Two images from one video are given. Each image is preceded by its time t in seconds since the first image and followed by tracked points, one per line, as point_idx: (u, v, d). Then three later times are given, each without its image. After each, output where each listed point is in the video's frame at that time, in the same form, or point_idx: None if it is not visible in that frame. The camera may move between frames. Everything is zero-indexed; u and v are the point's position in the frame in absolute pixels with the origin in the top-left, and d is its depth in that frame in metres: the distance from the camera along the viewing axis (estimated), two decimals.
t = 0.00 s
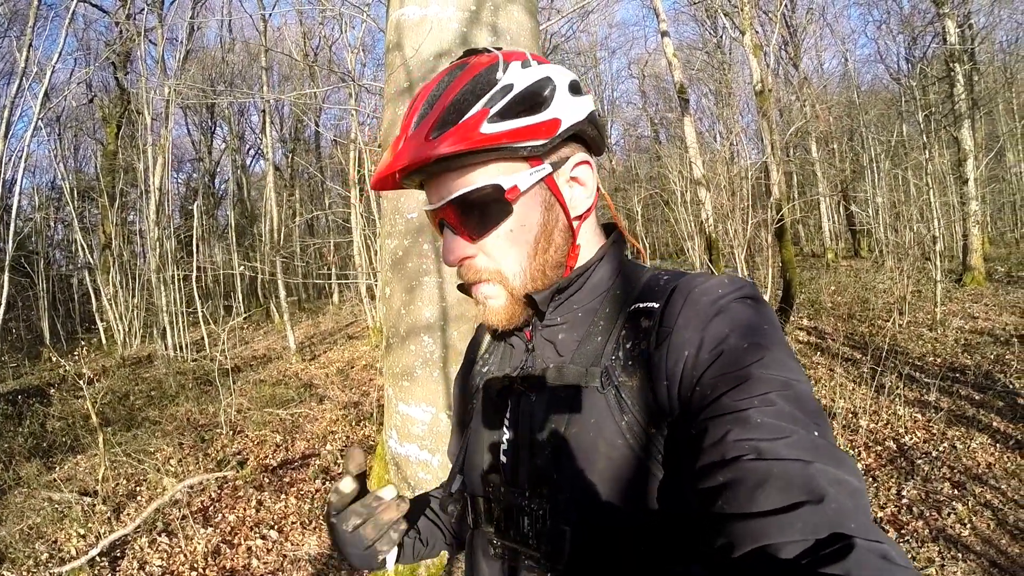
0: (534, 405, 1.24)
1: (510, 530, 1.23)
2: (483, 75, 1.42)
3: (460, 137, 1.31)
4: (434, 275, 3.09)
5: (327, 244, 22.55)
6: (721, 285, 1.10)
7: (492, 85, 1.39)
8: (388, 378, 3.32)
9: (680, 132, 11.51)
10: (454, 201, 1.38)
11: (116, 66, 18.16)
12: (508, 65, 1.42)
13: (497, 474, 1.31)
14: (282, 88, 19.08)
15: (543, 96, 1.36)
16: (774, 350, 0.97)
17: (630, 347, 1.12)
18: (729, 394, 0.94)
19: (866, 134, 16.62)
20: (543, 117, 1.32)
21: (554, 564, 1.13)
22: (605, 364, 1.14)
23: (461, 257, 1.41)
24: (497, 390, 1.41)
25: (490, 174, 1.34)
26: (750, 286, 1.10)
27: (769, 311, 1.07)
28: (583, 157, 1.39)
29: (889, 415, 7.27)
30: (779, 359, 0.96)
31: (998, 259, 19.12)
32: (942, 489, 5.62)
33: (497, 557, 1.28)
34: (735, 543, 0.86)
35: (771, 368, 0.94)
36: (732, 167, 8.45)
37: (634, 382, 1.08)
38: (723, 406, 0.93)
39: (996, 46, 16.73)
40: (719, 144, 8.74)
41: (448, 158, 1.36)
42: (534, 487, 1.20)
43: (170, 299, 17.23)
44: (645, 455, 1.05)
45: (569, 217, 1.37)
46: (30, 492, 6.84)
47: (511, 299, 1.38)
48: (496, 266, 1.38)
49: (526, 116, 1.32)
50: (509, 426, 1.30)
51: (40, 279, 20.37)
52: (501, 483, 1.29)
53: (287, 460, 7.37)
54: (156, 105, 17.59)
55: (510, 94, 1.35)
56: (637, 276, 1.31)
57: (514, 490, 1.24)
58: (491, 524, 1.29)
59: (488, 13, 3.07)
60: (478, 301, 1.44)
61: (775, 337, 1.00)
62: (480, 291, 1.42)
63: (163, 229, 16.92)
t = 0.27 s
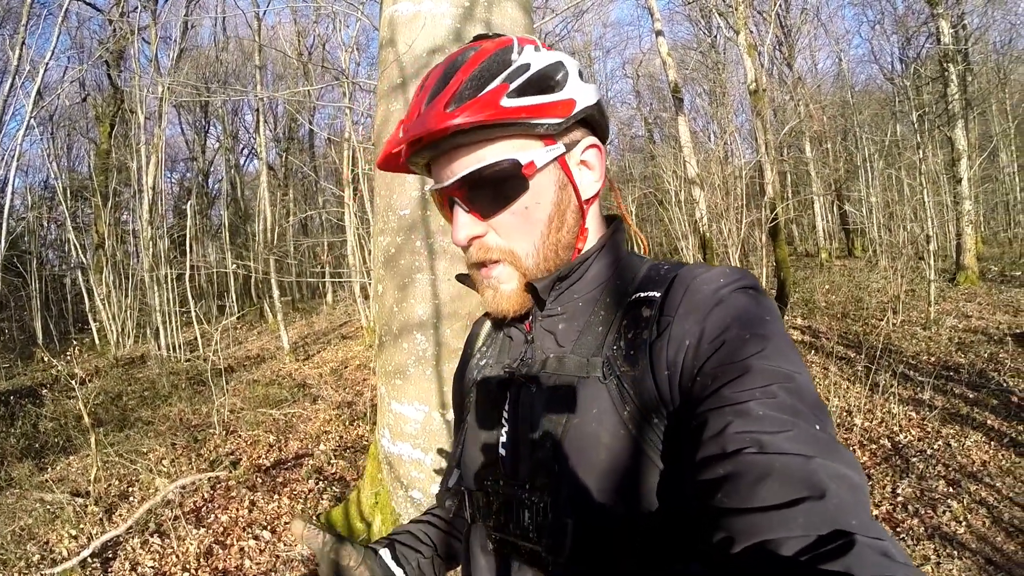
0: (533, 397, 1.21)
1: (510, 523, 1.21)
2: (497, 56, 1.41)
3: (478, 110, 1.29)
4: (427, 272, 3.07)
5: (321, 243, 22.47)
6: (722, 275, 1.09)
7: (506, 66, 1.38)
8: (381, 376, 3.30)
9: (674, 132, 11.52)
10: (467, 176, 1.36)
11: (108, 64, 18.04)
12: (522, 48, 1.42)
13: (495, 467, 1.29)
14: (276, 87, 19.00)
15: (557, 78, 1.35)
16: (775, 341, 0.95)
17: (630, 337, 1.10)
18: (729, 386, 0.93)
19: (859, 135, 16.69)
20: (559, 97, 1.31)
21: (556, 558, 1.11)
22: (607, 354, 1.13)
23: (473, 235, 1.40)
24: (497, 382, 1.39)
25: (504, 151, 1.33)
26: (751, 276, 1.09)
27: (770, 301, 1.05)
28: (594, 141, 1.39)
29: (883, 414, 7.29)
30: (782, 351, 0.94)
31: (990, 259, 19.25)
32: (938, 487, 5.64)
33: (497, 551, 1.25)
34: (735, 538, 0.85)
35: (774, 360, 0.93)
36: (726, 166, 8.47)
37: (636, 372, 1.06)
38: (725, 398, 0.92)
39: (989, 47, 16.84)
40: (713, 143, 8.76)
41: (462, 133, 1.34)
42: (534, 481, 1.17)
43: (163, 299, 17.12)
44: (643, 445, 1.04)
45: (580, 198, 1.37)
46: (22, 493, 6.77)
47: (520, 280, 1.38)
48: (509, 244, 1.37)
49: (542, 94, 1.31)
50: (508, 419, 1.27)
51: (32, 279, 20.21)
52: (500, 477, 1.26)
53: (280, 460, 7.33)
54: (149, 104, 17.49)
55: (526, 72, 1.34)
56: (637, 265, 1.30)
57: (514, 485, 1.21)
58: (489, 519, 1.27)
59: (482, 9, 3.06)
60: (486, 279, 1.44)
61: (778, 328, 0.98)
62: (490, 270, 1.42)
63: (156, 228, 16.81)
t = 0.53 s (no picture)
0: (523, 391, 1.19)
1: (501, 518, 1.20)
2: (494, 47, 1.40)
3: (475, 101, 1.30)
4: (422, 273, 3.06)
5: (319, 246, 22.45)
6: (712, 268, 1.09)
7: (503, 57, 1.38)
8: (376, 377, 3.29)
9: (671, 134, 11.56)
10: (462, 167, 1.39)
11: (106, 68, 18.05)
12: (519, 39, 1.42)
13: (486, 461, 1.28)
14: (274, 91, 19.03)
15: (553, 71, 1.35)
16: (765, 334, 0.95)
17: (620, 328, 1.10)
18: (719, 377, 0.93)
19: (855, 136, 16.77)
20: (556, 90, 1.32)
21: (546, 551, 1.10)
22: (596, 348, 1.13)
23: (465, 226, 1.43)
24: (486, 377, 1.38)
25: (499, 143, 1.35)
26: (740, 269, 1.09)
27: (760, 294, 1.05)
28: (586, 135, 1.38)
29: (881, 414, 7.30)
30: (772, 344, 0.95)
31: (987, 259, 19.31)
32: (936, 486, 5.65)
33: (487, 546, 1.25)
34: (727, 531, 0.85)
35: (763, 353, 0.93)
36: (723, 168, 8.50)
37: (627, 363, 1.05)
38: (716, 390, 0.92)
39: (984, 48, 16.92)
40: (709, 145, 8.79)
41: (459, 123, 1.35)
42: (525, 475, 1.16)
43: (161, 303, 17.09)
44: (633, 440, 1.04)
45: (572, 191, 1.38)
46: (18, 497, 6.75)
47: (509, 270, 1.41)
48: (500, 235, 1.40)
49: (540, 87, 1.32)
50: (499, 413, 1.26)
51: (29, 283, 20.18)
52: (491, 471, 1.25)
53: (277, 462, 7.32)
54: (147, 107, 17.48)
55: (524, 64, 1.35)
56: (625, 258, 1.29)
57: (504, 478, 1.20)
58: (480, 512, 1.26)
59: (476, 10, 3.07)
60: (476, 269, 1.46)
61: (768, 320, 0.99)
62: (480, 259, 1.45)
63: (153, 232, 16.80)
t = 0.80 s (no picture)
0: (518, 385, 1.20)
1: (495, 515, 1.20)
2: (500, 36, 1.41)
3: (454, 87, 1.34)
4: (421, 271, 3.06)
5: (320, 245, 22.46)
6: (707, 266, 1.09)
7: (504, 48, 1.39)
8: (375, 376, 3.30)
9: (672, 133, 11.56)
10: (441, 148, 1.43)
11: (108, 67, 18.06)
12: (528, 33, 1.41)
13: (480, 458, 1.28)
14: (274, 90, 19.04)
15: (555, 69, 1.35)
16: (761, 331, 0.95)
17: (616, 325, 1.10)
18: (716, 374, 0.92)
19: (857, 136, 16.75)
20: (544, 89, 1.31)
21: (540, 547, 1.10)
22: (591, 345, 1.13)
23: (438, 205, 1.48)
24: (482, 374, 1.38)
25: (477, 132, 1.38)
26: (738, 267, 1.09)
27: (756, 291, 1.05)
28: (580, 141, 1.36)
29: (882, 414, 7.29)
30: (768, 341, 0.94)
31: (989, 259, 19.28)
32: (937, 486, 5.64)
33: (482, 543, 1.26)
34: (724, 528, 0.85)
35: (760, 350, 0.93)
36: (724, 167, 8.49)
37: (623, 360, 1.05)
38: (713, 387, 0.92)
39: (986, 47, 16.90)
40: (711, 144, 8.78)
41: (445, 105, 1.39)
42: (520, 472, 1.17)
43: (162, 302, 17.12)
44: (628, 438, 1.04)
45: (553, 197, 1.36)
46: (20, 495, 6.77)
47: (476, 261, 1.44)
48: (467, 223, 1.44)
49: (529, 82, 1.32)
50: (493, 411, 1.26)
51: (31, 282, 20.22)
52: (485, 467, 1.25)
53: (278, 461, 7.33)
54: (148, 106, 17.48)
55: (519, 56, 1.35)
56: (619, 257, 1.30)
57: (499, 475, 1.20)
58: (475, 509, 1.26)
59: (475, 8, 3.06)
60: (448, 251, 1.51)
61: (764, 316, 0.98)
62: (451, 242, 1.50)
63: (154, 231, 16.82)
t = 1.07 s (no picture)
0: (520, 390, 1.20)
1: (495, 520, 1.20)
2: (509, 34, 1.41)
3: (464, 82, 1.33)
4: (422, 272, 3.06)
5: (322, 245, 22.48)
6: (710, 275, 1.08)
7: (515, 47, 1.40)
8: (376, 376, 3.30)
9: (674, 134, 11.53)
10: (448, 144, 1.43)
11: (111, 66, 18.10)
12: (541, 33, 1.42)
13: (478, 463, 1.28)
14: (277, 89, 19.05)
15: (565, 71, 1.35)
16: (762, 340, 0.94)
17: (617, 331, 1.09)
18: (716, 383, 0.92)
19: (860, 137, 16.70)
20: (553, 88, 1.31)
21: (539, 553, 1.10)
22: (592, 351, 1.12)
23: (445, 201, 1.47)
24: (482, 378, 1.38)
25: (484, 130, 1.37)
26: (740, 276, 1.08)
27: (758, 300, 1.04)
28: (586, 142, 1.36)
29: (884, 416, 7.27)
30: (769, 351, 0.94)
31: (992, 261, 19.20)
32: (938, 489, 5.62)
33: (480, 549, 1.25)
34: (721, 536, 0.84)
35: (760, 360, 0.92)
36: (727, 168, 8.46)
37: (624, 366, 1.04)
38: (712, 395, 0.91)
39: (990, 48, 16.83)
40: (713, 144, 8.76)
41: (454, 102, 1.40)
42: (520, 477, 1.17)
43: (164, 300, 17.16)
44: (628, 446, 1.03)
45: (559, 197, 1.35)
46: (22, 493, 6.79)
47: (481, 257, 1.42)
48: (472, 219, 1.42)
49: (540, 79, 1.32)
50: (494, 416, 1.25)
51: (34, 280, 20.28)
52: (486, 472, 1.25)
53: (279, 460, 7.33)
54: (151, 105, 17.51)
55: (530, 54, 1.35)
56: (622, 264, 1.29)
57: (499, 479, 1.20)
58: (474, 514, 1.26)
59: (477, 9, 3.06)
60: (453, 248, 1.50)
61: (765, 326, 0.98)
62: (454, 238, 1.49)
63: (157, 229, 16.85)
